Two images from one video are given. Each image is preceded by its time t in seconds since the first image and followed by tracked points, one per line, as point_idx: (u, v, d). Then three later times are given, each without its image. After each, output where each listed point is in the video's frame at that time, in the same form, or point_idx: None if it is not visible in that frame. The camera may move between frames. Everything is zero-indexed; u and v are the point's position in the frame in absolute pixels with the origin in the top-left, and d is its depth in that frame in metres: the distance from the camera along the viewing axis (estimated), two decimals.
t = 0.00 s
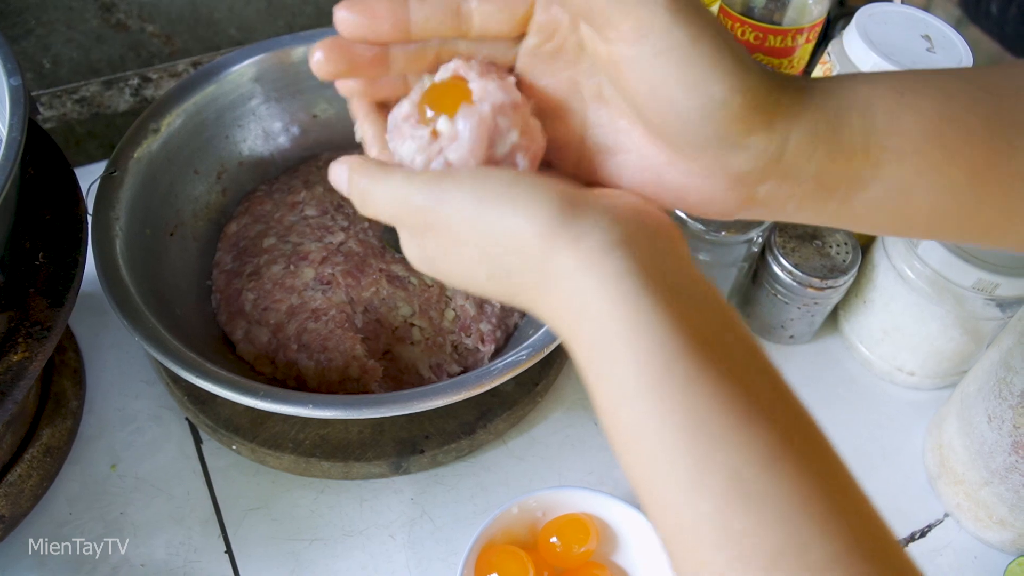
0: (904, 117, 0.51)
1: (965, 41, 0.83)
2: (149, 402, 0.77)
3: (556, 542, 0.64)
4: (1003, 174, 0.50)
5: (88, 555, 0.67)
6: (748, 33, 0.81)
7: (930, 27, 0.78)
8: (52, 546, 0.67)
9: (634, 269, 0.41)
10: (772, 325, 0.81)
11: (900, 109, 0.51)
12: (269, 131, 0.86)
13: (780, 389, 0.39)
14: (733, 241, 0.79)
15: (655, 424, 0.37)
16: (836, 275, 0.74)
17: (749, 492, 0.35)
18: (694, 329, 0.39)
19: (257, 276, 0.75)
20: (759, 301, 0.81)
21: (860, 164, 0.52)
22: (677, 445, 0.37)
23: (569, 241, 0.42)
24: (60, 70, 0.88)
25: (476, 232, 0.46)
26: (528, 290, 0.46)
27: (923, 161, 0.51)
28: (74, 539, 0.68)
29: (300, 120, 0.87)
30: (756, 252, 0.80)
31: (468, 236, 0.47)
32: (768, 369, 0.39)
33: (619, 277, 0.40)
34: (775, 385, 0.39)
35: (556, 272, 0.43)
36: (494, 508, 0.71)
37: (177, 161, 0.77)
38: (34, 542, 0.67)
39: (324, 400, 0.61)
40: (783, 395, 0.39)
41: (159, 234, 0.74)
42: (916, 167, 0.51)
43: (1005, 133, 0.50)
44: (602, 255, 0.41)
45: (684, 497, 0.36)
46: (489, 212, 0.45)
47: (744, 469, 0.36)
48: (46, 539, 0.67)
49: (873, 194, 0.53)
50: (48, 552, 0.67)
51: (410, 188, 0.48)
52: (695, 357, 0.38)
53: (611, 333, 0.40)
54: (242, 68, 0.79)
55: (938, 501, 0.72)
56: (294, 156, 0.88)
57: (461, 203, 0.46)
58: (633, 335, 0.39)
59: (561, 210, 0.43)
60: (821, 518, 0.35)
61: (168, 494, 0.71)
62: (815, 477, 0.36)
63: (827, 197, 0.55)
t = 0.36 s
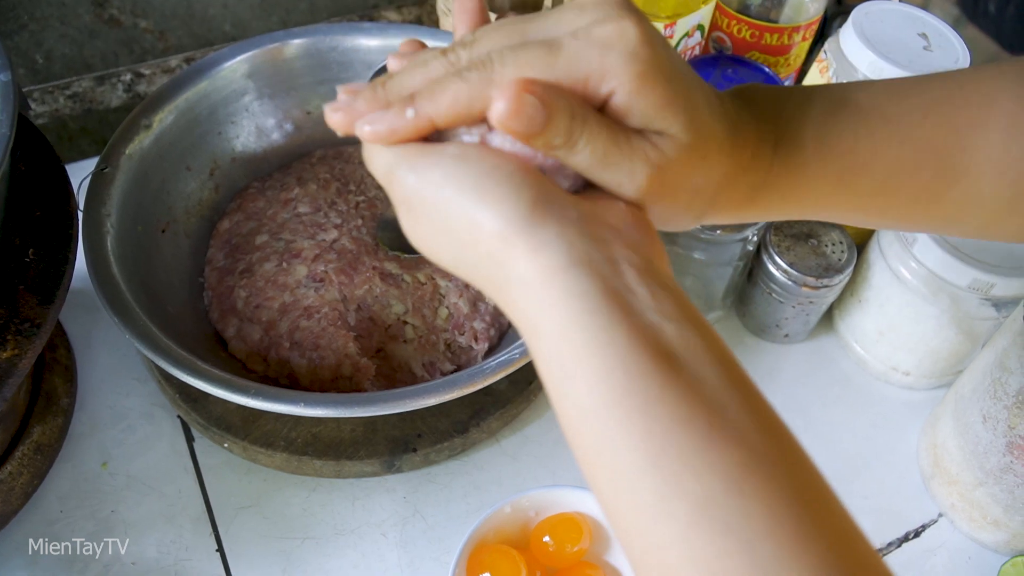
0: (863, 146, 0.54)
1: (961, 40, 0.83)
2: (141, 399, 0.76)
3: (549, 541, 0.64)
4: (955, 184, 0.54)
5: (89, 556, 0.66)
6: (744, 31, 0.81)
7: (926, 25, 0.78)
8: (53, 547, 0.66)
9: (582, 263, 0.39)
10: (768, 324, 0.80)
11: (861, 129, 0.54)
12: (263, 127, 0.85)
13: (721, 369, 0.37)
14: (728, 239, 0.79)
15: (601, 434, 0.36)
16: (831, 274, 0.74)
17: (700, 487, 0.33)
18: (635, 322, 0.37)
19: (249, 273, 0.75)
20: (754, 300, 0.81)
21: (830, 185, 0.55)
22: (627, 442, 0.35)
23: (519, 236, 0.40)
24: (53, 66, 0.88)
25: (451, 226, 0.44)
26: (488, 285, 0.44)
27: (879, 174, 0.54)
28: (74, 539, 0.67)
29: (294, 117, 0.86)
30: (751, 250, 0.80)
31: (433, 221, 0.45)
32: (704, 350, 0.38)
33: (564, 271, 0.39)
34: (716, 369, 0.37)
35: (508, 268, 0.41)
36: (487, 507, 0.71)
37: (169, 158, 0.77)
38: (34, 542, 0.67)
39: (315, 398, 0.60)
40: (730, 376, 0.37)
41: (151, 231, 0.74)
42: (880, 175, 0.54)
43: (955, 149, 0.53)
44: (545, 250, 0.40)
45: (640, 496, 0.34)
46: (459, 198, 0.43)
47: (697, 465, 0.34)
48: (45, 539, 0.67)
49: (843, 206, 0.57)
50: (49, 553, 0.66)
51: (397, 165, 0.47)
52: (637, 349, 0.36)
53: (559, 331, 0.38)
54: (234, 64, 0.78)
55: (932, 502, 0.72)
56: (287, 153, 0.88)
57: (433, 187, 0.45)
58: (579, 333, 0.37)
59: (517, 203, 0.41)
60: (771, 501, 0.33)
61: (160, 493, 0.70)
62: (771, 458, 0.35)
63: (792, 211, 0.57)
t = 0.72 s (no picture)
0: (858, 151, 0.48)
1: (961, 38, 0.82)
2: (138, 396, 0.76)
3: (548, 540, 0.64)
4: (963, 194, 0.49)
5: (89, 555, 0.66)
6: (744, 28, 0.80)
7: (926, 23, 0.78)
8: (53, 546, 0.66)
9: (575, 245, 0.34)
10: (767, 321, 0.80)
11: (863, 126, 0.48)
12: (261, 123, 0.85)
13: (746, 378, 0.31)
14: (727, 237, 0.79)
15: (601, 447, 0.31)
16: (831, 272, 0.74)
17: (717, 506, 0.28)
18: (638, 314, 0.32)
19: (248, 270, 0.74)
20: (753, 298, 0.81)
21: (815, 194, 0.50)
22: (632, 455, 0.30)
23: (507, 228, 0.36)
24: (51, 61, 0.87)
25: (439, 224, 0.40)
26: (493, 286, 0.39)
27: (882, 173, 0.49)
28: (74, 539, 0.67)
29: (292, 113, 0.86)
30: (751, 248, 0.80)
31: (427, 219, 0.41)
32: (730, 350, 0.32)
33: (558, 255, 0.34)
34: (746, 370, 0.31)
35: (502, 261, 0.37)
36: (486, 505, 0.71)
37: (167, 154, 0.76)
38: (34, 542, 0.66)
39: (314, 396, 0.60)
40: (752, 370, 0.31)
41: (149, 227, 0.73)
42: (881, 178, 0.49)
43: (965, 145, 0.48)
44: (533, 236, 0.35)
45: (646, 517, 0.29)
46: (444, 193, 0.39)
47: (705, 473, 0.29)
48: (45, 539, 0.66)
49: (842, 212, 0.51)
50: (49, 552, 0.66)
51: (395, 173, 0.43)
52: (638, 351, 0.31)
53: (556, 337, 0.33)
54: (233, 60, 0.78)
55: (931, 500, 0.72)
56: (285, 150, 0.88)
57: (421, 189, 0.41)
58: (575, 334, 0.32)
59: (499, 193, 0.37)
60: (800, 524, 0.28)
61: (157, 490, 0.70)
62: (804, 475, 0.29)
63: (785, 217, 0.52)
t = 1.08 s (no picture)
0: (902, 103, 0.51)
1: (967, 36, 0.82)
2: (140, 393, 0.76)
3: (551, 540, 0.64)
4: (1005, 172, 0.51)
5: (88, 555, 0.65)
6: (749, 26, 0.80)
7: (932, 21, 0.78)
8: (52, 546, 0.66)
9: (671, 256, 0.39)
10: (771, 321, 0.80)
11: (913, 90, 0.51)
12: (263, 120, 0.84)
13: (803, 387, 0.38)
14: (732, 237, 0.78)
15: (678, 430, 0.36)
16: (835, 272, 0.73)
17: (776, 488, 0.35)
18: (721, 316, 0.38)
19: (250, 268, 0.74)
20: (757, 297, 0.80)
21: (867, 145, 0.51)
22: (707, 438, 0.36)
23: (612, 224, 0.40)
24: (52, 57, 0.87)
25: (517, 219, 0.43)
26: (557, 277, 0.44)
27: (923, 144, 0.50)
28: (73, 539, 0.66)
29: (294, 110, 0.86)
30: (755, 248, 0.79)
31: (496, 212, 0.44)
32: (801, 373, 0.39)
33: (655, 260, 0.39)
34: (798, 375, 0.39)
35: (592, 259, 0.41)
36: (488, 505, 0.70)
37: (169, 150, 0.76)
38: (33, 542, 0.66)
39: (317, 395, 0.60)
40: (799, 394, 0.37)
41: (151, 224, 0.73)
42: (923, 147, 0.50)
43: (1007, 141, 0.50)
44: (635, 239, 0.40)
45: (710, 491, 0.35)
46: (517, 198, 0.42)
47: (767, 468, 0.35)
48: (45, 539, 0.66)
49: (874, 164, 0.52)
50: (48, 552, 0.65)
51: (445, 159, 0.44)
52: (728, 345, 0.37)
53: (645, 326, 0.39)
54: (235, 56, 0.77)
55: (936, 501, 0.72)
56: (287, 147, 0.87)
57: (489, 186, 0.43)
58: (663, 324, 0.38)
59: (607, 203, 0.40)
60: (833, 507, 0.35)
61: (158, 488, 0.70)
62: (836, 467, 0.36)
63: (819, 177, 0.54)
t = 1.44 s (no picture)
0: (883, 126, 0.49)
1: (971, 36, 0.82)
2: (143, 392, 0.76)
3: (555, 540, 0.63)
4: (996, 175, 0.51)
5: (88, 555, 0.65)
6: (753, 25, 0.79)
7: (936, 21, 0.77)
8: (52, 546, 0.66)
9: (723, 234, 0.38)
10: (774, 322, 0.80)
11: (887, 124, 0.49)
12: (267, 119, 0.84)
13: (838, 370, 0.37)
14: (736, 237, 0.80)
15: (718, 422, 0.35)
16: (840, 272, 0.73)
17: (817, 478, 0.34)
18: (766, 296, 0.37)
19: (253, 267, 0.74)
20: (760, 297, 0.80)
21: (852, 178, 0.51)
22: (748, 425, 0.35)
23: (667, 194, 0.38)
24: (54, 56, 0.87)
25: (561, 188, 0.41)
26: (598, 258, 0.42)
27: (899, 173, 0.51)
28: (73, 538, 0.66)
29: (297, 109, 0.86)
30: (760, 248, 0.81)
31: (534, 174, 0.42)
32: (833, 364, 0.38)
33: (708, 237, 0.37)
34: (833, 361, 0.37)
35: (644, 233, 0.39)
36: (491, 505, 0.70)
37: (172, 150, 0.76)
38: (34, 542, 0.66)
39: (322, 396, 0.60)
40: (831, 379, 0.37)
41: (154, 223, 0.73)
42: (906, 177, 0.51)
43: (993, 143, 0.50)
44: (689, 216, 0.38)
45: (751, 484, 0.34)
46: (562, 172, 0.41)
47: (808, 459, 0.34)
48: (45, 540, 0.66)
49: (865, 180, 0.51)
50: (49, 552, 0.65)
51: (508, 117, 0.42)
52: (768, 326, 0.36)
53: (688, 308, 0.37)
54: (239, 55, 0.77)
55: (940, 501, 0.72)
56: (290, 146, 0.87)
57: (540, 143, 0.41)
58: (713, 307, 0.36)
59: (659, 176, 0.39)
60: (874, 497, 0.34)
61: (162, 488, 0.70)
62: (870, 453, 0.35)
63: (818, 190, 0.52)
